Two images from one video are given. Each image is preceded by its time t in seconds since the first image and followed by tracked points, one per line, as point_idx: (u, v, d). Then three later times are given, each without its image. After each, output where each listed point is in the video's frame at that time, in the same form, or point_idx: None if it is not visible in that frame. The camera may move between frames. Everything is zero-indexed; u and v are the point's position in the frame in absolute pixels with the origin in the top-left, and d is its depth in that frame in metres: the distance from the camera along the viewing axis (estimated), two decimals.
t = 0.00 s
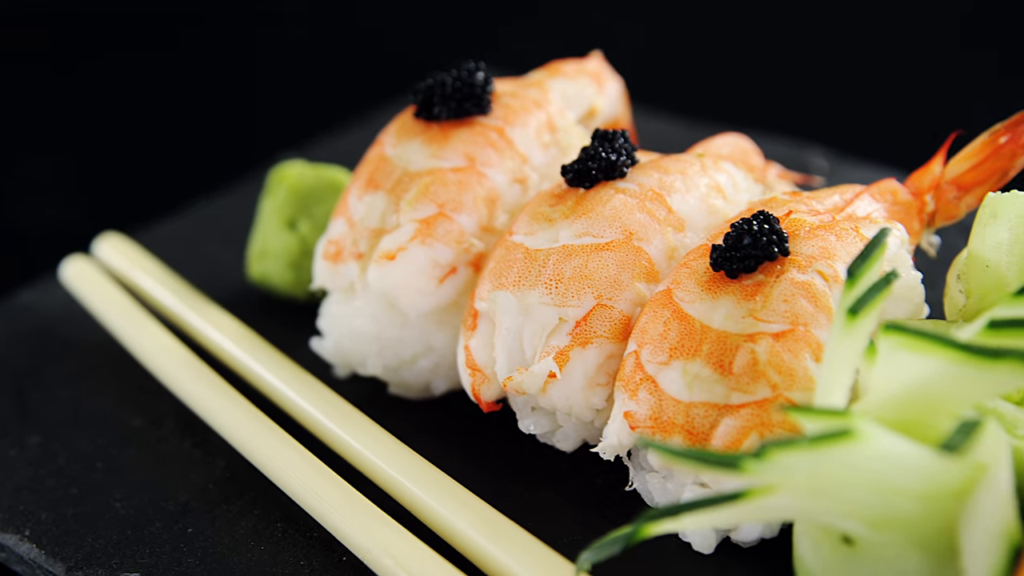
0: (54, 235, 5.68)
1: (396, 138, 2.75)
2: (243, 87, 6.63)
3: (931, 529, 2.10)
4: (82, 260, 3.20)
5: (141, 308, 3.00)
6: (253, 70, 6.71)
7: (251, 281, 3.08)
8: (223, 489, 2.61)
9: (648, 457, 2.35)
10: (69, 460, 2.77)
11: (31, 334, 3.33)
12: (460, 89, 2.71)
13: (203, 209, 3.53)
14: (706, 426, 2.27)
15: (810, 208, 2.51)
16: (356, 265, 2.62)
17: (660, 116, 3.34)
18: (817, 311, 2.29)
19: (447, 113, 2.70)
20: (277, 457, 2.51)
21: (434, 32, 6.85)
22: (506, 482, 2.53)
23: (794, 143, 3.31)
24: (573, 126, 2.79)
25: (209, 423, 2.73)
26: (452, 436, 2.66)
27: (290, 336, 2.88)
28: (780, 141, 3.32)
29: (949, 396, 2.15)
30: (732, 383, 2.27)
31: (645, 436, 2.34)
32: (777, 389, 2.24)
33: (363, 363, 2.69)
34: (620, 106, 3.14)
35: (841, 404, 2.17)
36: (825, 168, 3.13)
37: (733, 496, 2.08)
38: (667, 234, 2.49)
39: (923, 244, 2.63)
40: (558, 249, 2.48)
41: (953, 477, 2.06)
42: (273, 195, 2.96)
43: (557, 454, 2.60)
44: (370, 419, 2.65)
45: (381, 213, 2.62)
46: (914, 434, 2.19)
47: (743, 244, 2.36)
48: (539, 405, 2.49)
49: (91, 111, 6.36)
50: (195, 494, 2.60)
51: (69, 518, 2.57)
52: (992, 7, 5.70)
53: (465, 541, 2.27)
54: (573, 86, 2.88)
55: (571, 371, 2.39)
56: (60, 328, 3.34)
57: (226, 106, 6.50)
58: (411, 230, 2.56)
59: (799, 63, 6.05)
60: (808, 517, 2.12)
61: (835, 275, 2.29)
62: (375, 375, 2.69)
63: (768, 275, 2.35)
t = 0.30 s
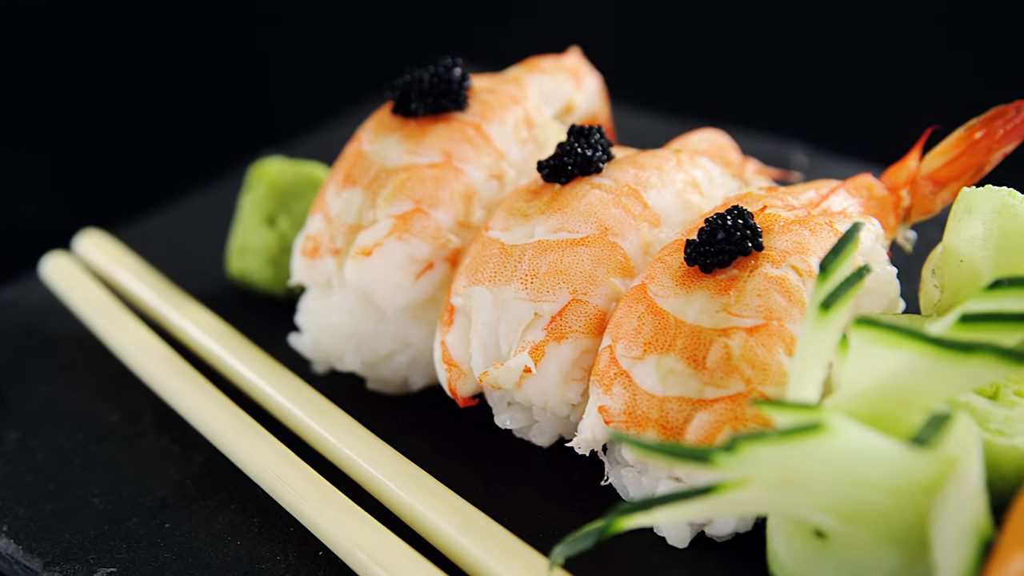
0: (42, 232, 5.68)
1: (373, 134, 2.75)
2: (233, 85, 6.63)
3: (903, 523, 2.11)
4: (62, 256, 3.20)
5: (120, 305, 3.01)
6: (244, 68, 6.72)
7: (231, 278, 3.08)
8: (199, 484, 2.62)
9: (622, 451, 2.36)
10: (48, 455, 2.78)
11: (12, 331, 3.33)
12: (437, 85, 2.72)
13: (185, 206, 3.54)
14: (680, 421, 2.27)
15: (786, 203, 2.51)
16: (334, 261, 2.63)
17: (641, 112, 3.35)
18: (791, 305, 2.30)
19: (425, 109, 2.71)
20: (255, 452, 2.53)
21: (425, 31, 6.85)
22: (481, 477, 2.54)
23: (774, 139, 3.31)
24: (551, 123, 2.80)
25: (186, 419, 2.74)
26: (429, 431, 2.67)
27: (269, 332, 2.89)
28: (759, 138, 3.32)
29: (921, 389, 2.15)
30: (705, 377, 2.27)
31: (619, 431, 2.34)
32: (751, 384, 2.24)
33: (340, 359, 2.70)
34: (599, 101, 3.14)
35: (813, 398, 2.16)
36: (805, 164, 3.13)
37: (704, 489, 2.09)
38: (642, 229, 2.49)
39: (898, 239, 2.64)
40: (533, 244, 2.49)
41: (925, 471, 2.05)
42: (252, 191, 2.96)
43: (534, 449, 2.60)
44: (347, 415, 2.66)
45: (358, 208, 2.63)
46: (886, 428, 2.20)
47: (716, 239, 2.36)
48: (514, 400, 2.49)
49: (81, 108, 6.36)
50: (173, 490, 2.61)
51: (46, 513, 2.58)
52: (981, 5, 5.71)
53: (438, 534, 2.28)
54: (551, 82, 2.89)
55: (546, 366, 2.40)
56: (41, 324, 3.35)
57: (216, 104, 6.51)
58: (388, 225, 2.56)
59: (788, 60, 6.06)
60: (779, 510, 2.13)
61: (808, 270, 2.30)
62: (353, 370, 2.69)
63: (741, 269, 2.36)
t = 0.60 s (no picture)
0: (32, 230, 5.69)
1: (353, 131, 2.76)
2: (225, 83, 6.64)
3: (877, 518, 2.10)
4: (45, 253, 3.21)
5: (102, 302, 3.02)
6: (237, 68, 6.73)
7: (213, 275, 3.09)
8: (180, 480, 2.63)
9: (600, 448, 2.37)
10: (29, 452, 2.79)
11: None
12: (417, 82, 2.73)
13: (171, 205, 3.55)
14: (657, 416, 2.28)
15: (763, 200, 2.52)
16: (314, 257, 2.63)
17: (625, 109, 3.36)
18: (767, 302, 2.30)
19: (405, 106, 2.71)
20: (235, 449, 2.54)
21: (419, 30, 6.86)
22: (461, 473, 2.54)
23: (757, 136, 3.32)
24: (531, 120, 2.80)
25: (168, 416, 2.75)
26: (409, 428, 2.67)
27: (250, 330, 2.89)
28: (743, 134, 3.33)
29: (896, 385, 2.16)
30: (682, 373, 2.28)
31: (596, 427, 2.34)
32: (727, 379, 2.25)
33: (321, 356, 2.70)
34: (581, 99, 3.15)
35: (788, 394, 2.16)
36: (787, 161, 3.13)
37: (678, 485, 2.10)
38: (620, 226, 2.50)
39: (878, 235, 2.64)
40: (511, 241, 2.49)
41: (898, 466, 2.04)
42: (234, 189, 2.97)
43: (513, 445, 2.61)
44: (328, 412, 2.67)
45: (338, 205, 2.63)
46: (861, 424, 2.20)
47: (693, 235, 2.37)
48: (493, 396, 2.50)
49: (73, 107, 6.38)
50: (153, 486, 2.62)
51: (27, 510, 2.59)
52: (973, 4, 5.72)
53: (417, 531, 2.30)
54: (531, 79, 2.90)
55: (524, 362, 2.40)
56: (24, 322, 3.36)
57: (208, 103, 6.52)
58: (367, 222, 2.57)
59: (780, 59, 6.07)
60: (754, 505, 2.13)
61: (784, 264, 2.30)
62: (333, 367, 2.70)
63: (718, 266, 2.37)
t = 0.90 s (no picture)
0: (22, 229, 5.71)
1: (333, 128, 2.76)
2: (218, 83, 6.65)
3: (849, 513, 2.10)
4: (28, 251, 3.22)
5: (84, 299, 3.03)
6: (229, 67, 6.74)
7: (196, 272, 3.10)
8: (159, 477, 2.64)
9: (576, 443, 2.37)
10: (10, 448, 2.80)
11: None
12: (396, 79, 2.74)
13: (157, 203, 3.56)
14: (632, 412, 2.29)
15: (740, 196, 2.52)
16: (292, 254, 2.64)
17: (608, 106, 3.36)
18: (742, 297, 2.31)
19: (383, 103, 2.72)
20: (214, 446, 2.55)
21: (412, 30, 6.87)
22: (437, 470, 2.55)
23: (741, 133, 3.31)
24: (510, 117, 2.81)
25: (147, 412, 2.76)
26: (387, 424, 2.68)
27: (231, 327, 2.90)
28: (727, 132, 3.32)
29: (869, 380, 2.16)
30: (657, 369, 2.28)
31: (572, 422, 2.35)
32: (702, 375, 2.26)
33: (300, 352, 2.71)
34: (562, 97, 3.15)
35: (762, 389, 2.17)
36: (768, 158, 3.14)
37: (650, 480, 2.10)
38: (597, 222, 2.50)
39: (855, 232, 2.65)
40: (489, 237, 2.50)
41: (869, 461, 2.05)
42: (215, 186, 2.97)
43: (491, 442, 2.62)
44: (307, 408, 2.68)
45: (317, 202, 2.64)
46: (834, 419, 2.20)
47: (668, 231, 2.38)
48: (470, 392, 2.51)
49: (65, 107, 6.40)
50: (132, 482, 2.63)
51: (6, 505, 2.60)
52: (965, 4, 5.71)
53: (394, 527, 2.32)
54: (511, 77, 2.91)
55: (500, 359, 2.41)
56: (8, 319, 3.38)
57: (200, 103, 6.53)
58: (346, 219, 2.58)
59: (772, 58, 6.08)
60: (726, 500, 2.13)
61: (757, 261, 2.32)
62: (312, 363, 2.71)
63: (693, 262, 2.37)
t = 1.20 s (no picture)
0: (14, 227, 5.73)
1: (315, 125, 2.77)
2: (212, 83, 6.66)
3: (824, 507, 2.11)
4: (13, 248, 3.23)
5: (69, 296, 3.03)
6: (223, 68, 6.74)
7: (181, 269, 3.11)
8: (141, 473, 2.65)
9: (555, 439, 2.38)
10: None
11: None
12: (378, 76, 2.74)
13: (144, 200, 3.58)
14: (611, 407, 2.29)
15: (720, 192, 2.53)
16: (275, 250, 2.65)
17: (593, 103, 3.36)
18: (721, 293, 2.32)
19: (365, 100, 2.73)
20: (196, 442, 2.56)
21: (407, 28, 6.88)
22: (418, 466, 2.55)
23: (726, 131, 3.31)
24: (492, 113, 2.82)
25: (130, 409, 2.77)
26: (369, 421, 2.68)
27: (215, 324, 2.91)
28: (712, 129, 3.32)
29: (846, 375, 2.17)
30: (635, 364, 2.29)
31: (551, 417, 2.35)
32: (680, 370, 2.26)
33: (283, 348, 2.72)
34: (545, 93, 3.16)
35: (739, 384, 2.18)
36: (753, 155, 3.14)
37: (627, 474, 2.10)
38: (577, 218, 2.51)
39: (836, 227, 2.65)
40: (469, 233, 2.51)
41: (845, 455, 2.05)
42: (200, 183, 2.98)
43: (472, 439, 2.62)
44: (290, 404, 2.69)
45: (299, 198, 2.65)
46: (811, 414, 2.21)
47: (647, 227, 2.38)
48: (451, 387, 2.51)
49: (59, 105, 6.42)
50: (114, 478, 2.64)
51: None
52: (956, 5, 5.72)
53: (373, 521, 2.33)
54: (494, 73, 2.92)
55: (480, 354, 2.42)
56: None
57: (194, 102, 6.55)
58: (327, 215, 2.59)
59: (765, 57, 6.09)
60: (702, 494, 2.14)
61: (736, 256, 2.33)
62: (295, 359, 2.71)
63: (673, 257, 2.38)
